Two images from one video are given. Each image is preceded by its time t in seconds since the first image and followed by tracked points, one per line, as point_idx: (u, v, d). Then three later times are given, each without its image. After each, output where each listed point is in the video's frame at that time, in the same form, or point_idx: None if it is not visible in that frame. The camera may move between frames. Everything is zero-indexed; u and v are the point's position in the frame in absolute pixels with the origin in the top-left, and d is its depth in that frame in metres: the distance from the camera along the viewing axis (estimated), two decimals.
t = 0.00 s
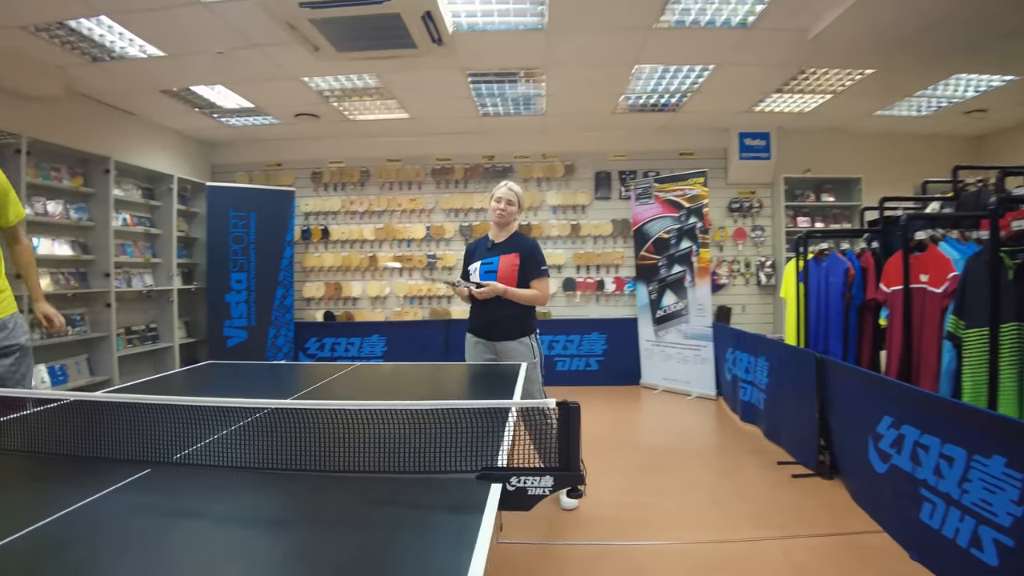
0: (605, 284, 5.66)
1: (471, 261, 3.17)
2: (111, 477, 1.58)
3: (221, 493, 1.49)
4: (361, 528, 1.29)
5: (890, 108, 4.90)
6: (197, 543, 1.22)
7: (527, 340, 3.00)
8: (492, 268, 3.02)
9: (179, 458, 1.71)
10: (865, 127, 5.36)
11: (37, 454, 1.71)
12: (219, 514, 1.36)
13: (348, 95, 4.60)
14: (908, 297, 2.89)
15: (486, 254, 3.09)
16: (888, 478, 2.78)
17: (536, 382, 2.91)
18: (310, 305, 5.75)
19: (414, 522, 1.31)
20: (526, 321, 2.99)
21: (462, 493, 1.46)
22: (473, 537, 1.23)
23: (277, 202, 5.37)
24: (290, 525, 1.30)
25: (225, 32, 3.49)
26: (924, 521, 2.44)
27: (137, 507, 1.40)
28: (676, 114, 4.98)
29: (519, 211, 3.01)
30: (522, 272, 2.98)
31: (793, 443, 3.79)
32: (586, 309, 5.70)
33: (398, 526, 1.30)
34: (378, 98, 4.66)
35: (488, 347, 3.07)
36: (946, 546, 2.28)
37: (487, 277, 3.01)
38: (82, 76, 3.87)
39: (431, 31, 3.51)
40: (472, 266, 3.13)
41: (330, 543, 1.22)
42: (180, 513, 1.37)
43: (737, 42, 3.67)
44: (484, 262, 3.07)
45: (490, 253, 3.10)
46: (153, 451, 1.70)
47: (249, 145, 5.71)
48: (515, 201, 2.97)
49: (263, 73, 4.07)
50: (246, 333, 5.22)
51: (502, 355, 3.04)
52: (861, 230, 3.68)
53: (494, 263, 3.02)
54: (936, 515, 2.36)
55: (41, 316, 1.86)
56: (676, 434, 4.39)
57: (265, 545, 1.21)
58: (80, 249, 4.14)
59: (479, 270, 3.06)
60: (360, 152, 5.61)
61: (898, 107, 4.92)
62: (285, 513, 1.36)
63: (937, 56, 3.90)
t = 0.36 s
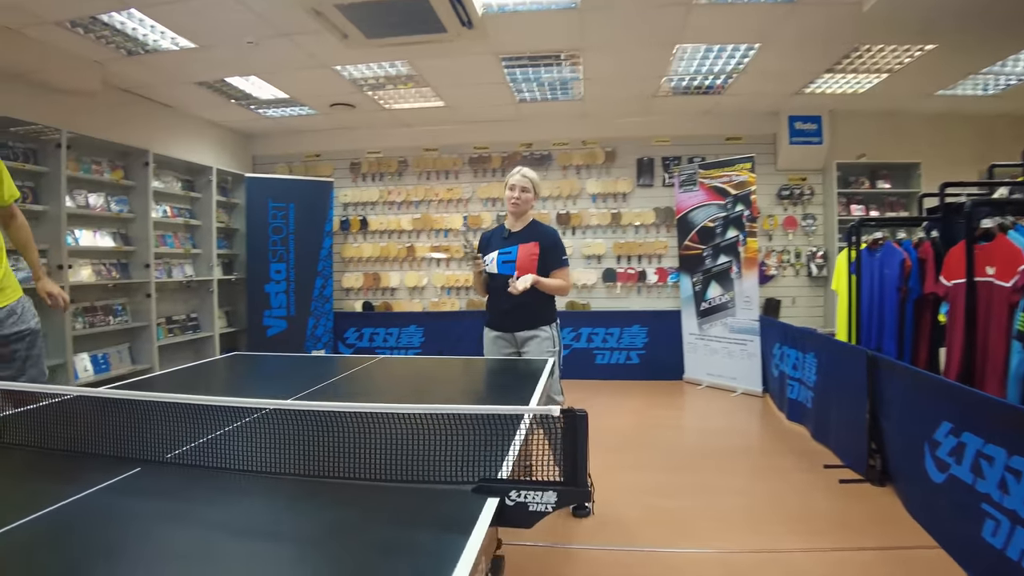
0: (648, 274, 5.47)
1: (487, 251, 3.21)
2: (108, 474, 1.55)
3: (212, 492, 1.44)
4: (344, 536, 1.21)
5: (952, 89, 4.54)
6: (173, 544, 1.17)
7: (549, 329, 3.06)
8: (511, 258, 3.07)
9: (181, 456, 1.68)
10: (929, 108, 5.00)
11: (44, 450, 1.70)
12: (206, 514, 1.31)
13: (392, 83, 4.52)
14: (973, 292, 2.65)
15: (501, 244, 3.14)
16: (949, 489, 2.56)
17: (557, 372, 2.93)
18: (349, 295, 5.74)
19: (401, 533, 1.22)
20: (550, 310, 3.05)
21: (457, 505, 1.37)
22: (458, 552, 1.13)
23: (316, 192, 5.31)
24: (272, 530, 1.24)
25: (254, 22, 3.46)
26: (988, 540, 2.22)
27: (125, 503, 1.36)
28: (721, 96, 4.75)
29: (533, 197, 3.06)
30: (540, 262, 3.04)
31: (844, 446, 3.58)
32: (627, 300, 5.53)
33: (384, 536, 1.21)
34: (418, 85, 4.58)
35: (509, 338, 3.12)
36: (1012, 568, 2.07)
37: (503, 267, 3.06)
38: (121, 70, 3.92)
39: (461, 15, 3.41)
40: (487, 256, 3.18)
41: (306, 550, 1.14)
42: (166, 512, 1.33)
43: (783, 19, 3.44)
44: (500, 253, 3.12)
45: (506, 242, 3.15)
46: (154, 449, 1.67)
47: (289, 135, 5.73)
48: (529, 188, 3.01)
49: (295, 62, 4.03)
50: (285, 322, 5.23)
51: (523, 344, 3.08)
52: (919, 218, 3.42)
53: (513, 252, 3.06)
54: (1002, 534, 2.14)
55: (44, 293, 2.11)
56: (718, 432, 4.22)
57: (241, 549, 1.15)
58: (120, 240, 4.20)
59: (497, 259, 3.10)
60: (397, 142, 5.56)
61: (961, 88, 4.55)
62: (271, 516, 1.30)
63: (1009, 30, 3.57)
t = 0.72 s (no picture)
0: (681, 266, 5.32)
1: (501, 242, 3.19)
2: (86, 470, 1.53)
3: (177, 491, 1.38)
4: (297, 537, 1.13)
5: (1005, 70, 4.25)
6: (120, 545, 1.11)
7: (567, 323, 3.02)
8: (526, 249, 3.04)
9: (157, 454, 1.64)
10: (983, 91, 4.70)
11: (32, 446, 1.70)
12: (162, 513, 1.25)
13: (419, 73, 4.49)
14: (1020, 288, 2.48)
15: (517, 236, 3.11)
16: (986, 500, 2.47)
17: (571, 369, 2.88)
18: (380, 286, 5.77)
19: (358, 537, 1.14)
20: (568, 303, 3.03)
21: (423, 509, 1.28)
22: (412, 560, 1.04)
23: (346, 185, 5.31)
24: (223, 530, 1.16)
25: (276, 15, 3.47)
26: None
27: (84, 504, 1.31)
28: (757, 81, 4.57)
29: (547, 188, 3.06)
30: (557, 254, 3.01)
31: (879, 449, 3.42)
32: (659, 293, 5.39)
33: (340, 538, 1.13)
34: (444, 75, 4.53)
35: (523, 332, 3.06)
36: None
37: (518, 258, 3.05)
38: (152, 66, 3.99)
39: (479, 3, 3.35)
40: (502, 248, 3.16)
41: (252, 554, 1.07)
42: (125, 510, 1.27)
43: None
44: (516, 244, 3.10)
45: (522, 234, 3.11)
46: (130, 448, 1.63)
47: (320, 127, 5.77)
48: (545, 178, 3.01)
49: (319, 55, 4.04)
50: (317, 313, 5.26)
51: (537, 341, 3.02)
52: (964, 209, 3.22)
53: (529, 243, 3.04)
54: None
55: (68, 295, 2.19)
56: (748, 430, 4.09)
57: (186, 552, 1.08)
58: (154, 232, 4.30)
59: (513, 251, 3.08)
60: (426, 132, 5.53)
61: (1015, 70, 4.26)
62: (228, 517, 1.23)
63: None
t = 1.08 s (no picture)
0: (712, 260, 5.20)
1: (518, 233, 3.07)
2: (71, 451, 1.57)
3: (148, 475, 1.40)
4: (248, 519, 1.13)
5: None
6: (78, 523, 1.12)
7: (585, 319, 2.90)
8: (543, 243, 2.92)
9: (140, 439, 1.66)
10: None
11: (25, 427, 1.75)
12: (123, 495, 1.25)
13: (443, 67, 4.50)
14: None
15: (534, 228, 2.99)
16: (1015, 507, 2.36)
17: (586, 365, 2.82)
18: (409, 280, 5.82)
19: (306, 521, 1.13)
20: (586, 298, 2.92)
21: (381, 497, 1.26)
22: (354, 545, 1.03)
23: (374, 179, 5.37)
24: (177, 512, 1.16)
25: (295, 12, 3.52)
26: None
27: (49, 486, 1.32)
28: (791, 68, 4.42)
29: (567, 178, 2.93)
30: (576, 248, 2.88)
31: (909, 450, 3.27)
32: (690, 287, 5.28)
33: (289, 522, 1.12)
34: (469, 68, 4.53)
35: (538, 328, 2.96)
36: None
37: (534, 251, 2.94)
38: (183, 64, 4.12)
39: None
40: (517, 241, 3.04)
41: (198, 534, 1.06)
42: (93, 490, 1.29)
43: None
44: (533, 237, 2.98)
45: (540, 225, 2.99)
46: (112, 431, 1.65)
47: (352, 123, 5.86)
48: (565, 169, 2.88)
49: (343, 50, 4.08)
50: (348, 306, 5.32)
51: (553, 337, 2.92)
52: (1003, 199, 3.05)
53: (547, 236, 2.92)
54: None
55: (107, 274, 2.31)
56: (774, 429, 3.97)
57: (136, 530, 1.08)
58: (187, 226, 4.45)
59: (529, 244, 2.96)
60: (455, 126, 5.54)
61: None
62: (188, 500, 1.24)
63: None
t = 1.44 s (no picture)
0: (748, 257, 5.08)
1: (537, 230, 2.88)
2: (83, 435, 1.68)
3: (146, 457, 1.49)
4: (218, 501, 1.20)
5: None
6: (67, 499, 1.22)
7: (607, 319, 2.70)
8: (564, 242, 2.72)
9: (148, 426, 1.77)
10: None
11: (54, 413, 1.90)
12: (114, 477, 1.34)
13: (470, 66, 4.53)
14: None
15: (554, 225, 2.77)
16: None
17: (607, 366, 2.69)
18: (443, 276, 5.90)
19: (271, 505, 1.19)
20: (607, 299, 2.70)
21: (347, 485, 1.30)
22: (301, 529, 1.07)
23: (409, 177, 5.43)
24: (154, 493, 1.24)
25: (322, 14, 3.61)
26: None
27: (52, 465, 1.43)
28: (827, 59, 4.29)
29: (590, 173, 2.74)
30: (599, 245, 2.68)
31: (940, 457, 3.15)
32: (725, 285, 5.17)
33: (255, 505, 1.18)
34: (497, 66, 4.56)
35: (560, 330, 2.78)
36: None
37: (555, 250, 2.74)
38: (220, 67, 4.29)
39: None
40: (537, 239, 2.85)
41: (168, 513, 1.14)
42: (90, 471, 1.39)
43: None
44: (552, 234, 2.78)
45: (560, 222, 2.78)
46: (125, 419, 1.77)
47: (389, 122, 5.97)
48: (588, 162, 2.69)
49: (371, 50, 4.16)
50: (382, 302, 5.41)
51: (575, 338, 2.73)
52: None
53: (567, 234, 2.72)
54: None
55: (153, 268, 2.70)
56: (803, 432, 3.87)
57: (115, 507, 1.17)
58: (226, 224, 4.63)
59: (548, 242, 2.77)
60: (488, 124, 5.58)
61: None
62: (171, 482, 1.31)
63: None
